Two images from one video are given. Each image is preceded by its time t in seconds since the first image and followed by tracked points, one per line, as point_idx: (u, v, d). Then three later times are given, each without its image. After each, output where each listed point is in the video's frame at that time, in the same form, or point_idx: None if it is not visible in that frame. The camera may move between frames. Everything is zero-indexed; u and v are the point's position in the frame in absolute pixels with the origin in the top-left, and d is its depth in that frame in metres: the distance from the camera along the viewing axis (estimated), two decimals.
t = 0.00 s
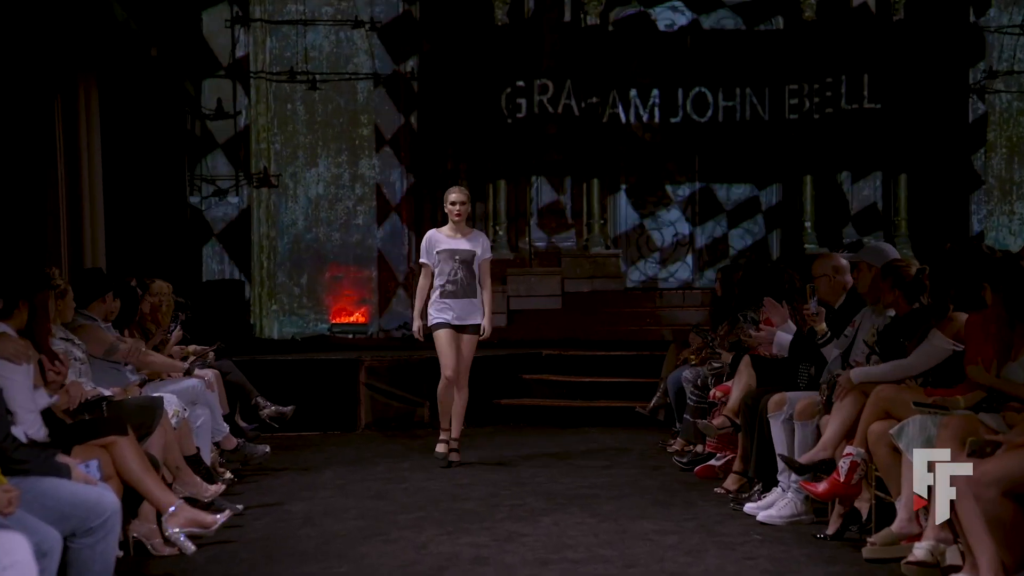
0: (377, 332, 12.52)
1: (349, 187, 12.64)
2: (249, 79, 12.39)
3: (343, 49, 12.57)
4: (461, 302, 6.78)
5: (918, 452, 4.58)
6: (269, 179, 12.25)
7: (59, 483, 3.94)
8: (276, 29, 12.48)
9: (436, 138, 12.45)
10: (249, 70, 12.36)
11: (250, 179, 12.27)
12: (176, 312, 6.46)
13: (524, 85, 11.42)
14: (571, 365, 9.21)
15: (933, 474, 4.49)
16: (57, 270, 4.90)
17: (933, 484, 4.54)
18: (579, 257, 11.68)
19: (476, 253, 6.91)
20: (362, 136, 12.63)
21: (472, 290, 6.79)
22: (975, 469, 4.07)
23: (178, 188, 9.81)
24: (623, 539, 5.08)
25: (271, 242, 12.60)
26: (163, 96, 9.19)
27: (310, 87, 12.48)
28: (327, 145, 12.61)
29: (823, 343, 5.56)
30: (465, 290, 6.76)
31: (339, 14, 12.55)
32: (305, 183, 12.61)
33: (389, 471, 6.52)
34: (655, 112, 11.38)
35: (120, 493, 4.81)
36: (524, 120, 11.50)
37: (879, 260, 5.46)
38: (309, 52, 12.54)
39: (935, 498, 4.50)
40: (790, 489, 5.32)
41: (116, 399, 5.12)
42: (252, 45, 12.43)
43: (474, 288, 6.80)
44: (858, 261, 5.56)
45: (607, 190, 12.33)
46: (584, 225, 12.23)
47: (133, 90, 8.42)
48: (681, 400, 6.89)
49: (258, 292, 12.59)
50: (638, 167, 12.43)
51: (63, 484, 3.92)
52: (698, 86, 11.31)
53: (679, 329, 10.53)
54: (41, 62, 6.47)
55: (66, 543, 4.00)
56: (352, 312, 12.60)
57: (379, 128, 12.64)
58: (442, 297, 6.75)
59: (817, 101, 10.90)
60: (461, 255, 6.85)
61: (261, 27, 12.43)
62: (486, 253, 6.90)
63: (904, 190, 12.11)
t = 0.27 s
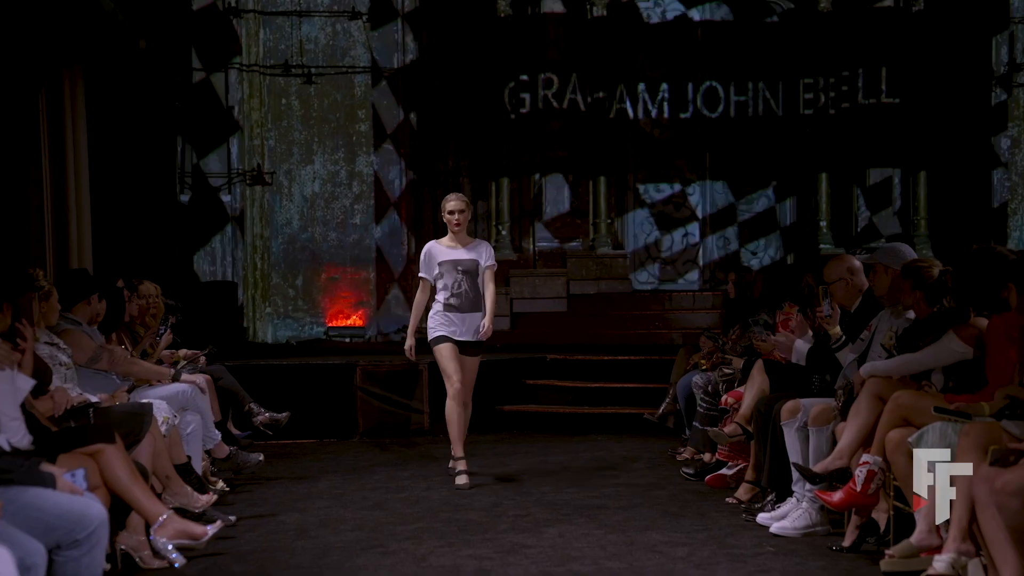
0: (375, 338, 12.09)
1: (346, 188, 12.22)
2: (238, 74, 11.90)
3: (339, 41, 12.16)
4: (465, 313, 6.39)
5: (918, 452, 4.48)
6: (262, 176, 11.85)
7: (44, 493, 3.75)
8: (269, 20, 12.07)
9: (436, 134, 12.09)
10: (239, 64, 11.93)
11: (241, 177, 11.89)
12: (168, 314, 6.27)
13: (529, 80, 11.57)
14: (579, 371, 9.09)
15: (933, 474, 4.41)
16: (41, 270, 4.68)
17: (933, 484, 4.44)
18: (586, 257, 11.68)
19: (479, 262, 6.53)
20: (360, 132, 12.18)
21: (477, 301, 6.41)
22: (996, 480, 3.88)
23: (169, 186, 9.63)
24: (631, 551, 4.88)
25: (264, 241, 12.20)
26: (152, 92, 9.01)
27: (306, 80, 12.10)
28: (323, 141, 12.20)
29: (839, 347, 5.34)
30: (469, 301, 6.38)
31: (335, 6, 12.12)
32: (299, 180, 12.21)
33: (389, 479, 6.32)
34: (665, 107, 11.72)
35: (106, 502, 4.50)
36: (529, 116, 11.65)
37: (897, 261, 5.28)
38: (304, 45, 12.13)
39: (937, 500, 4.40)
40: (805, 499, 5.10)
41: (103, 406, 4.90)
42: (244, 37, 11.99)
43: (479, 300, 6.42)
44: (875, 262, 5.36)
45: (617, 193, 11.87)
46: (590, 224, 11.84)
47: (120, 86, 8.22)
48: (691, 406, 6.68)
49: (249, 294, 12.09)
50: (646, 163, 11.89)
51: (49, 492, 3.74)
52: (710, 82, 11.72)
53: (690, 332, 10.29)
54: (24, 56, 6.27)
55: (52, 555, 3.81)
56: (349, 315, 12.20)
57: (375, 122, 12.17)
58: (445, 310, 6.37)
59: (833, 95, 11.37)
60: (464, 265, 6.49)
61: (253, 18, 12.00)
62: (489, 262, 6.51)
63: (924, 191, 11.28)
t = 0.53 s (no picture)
0: (373, 340, 11.94)
1: (342, 185, 12.11)
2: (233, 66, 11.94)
3: (336, 33, 12.10)
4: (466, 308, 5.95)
5: (918, 451, 4.38)
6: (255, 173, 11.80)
7: (27, 503, 3.54)
8: (263, 12, 12.08)
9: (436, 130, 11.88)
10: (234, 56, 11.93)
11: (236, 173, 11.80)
12: (158, 318, 6.10)
13: (532, 73, 11.30)
14: (584, 375, 8.89)
15: (934, 473, 4.30)
16: (24, 271, 4.47)
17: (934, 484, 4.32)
18: (591, 258, 11.30)
19: (482, 251, 6.05)
20: (357, 128, 12.07)
21: (478, 294, 5.95)
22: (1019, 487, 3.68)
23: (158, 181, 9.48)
24: (638, 562, 4.69)
25: (257, 241, 12.07)
26: (141, 84, 8.87)
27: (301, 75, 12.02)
28: (318, 138, 12.11)
29: (852, 351, 5.16)
30: (471, 294, 5.92)
31: None
32: (294, 177, 12.11)
33: (388, 488, 6.13)
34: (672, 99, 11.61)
35: (94, 514, 4.24)
36: (533, 109, 11.38)
37: (916, 262, 5.08)
38: (299, 37, 12.11)
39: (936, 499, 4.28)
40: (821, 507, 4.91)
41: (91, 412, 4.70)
42: (236, 28, 12.01)
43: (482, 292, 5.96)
44: (891, 262, 5.16)
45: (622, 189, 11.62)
46: (596, 223, 11.48)
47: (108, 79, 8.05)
48: (700, 411, 6.50)
49: (242, 295, 12.05)
50: (653, 159, 11.70)
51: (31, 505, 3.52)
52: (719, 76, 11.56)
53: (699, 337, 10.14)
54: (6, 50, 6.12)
55: (35, 567, 3.60)
56: (345, 318, 12.04)
57: (372, 118, 12.04)
58: (445, 304, 5.92)
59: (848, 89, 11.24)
60: (466, 254, 6.00)
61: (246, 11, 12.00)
62: (492, 251, 6.05)
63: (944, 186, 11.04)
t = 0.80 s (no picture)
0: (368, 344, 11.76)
1: (336, 183, 11.89)
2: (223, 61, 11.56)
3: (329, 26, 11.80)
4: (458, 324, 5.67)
5: (918, 452, 4.30)
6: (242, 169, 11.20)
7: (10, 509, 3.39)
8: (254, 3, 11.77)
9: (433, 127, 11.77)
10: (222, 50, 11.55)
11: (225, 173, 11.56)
12: (144, 320, 5.98)
13: (530, 68, 11.37)
14: (584, 379, 8.74)
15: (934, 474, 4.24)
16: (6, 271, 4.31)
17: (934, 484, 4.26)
18: (591, 258, 11.28)
19: (479, 263, 5.78)
20: (349, 124, 11.85)
21: (472, 307, 5.67)
22: None
23: (146, 178, 9.40)
24: (641, 570, 4.55)
25: (249, 241, 11.86)
26: (127, 79, 8.78)
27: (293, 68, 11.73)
28: (311, 135, 11.87)
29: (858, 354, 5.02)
30: (464, 309, 5.65)
31: None
32: (286, 175, 11.87)
33: (384, 494, 5.99)
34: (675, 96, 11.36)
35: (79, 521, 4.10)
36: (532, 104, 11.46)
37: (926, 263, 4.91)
38: (291, 30, 11.78)
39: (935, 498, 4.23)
40: (829, 514, 4.77)
41: (76, 417, 4.55)
42: (226, 22, 11.63)
43: (477, 306, 5.68)
44: (900, 262, 5.01)
45: (623, 187, 11.49)
46: (596, 222, 11.49)
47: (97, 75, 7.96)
48: (704, 415, 6.37)
49: (233, 297, 11.80)
50: (655, 154, 11.43)
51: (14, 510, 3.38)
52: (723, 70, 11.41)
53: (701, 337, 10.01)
54: None
55: None
56: (339, 319, 11.83)
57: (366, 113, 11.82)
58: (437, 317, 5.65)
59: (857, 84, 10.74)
60: (461, 265, 5.73)
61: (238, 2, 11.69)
62: (490, 264, 5.79)
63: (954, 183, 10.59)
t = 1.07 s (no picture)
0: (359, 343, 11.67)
1: (328, 181, 11.83)
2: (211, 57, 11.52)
3: (320, 22, 11.81)
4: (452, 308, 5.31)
5: (918, 451, 4.26)
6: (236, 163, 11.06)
7: None
8: None
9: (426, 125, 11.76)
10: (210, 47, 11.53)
11: (215, 169, 11.54)
12: (133, 318, 5.95)
13: (524, 64, 11.14)
14: (577, 377, 8.71)
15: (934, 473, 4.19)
16: None
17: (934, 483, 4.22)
18: (586, 256, 11.06)
19: (474, 244, 5.42)
20: (340, 121, 11.80)
21: (467, 292, 5.32)
22: None
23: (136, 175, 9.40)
24: (634, 570, 4.52)
25: (240, 239, 11.73)
26: (118, 75, 8.77)
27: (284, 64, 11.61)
28: (302, 132, 11.82)
29: (852, 354, 4.98)
30: (457, 293, 5.30)
31: None
32: (277, 173, 11.82)
33: (376, 494, 5.95)
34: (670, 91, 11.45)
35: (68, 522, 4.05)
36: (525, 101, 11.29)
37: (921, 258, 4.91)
38: (282, 26, 11.77)
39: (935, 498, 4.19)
40: (824, 513, 4.74)
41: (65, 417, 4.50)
42: (217, 18, 11.62)
43: (472, 290, 5.33)
44: (896, 260, 4.98)
45: (617, 183, 11.53)
46: (590, 218, 11.41)
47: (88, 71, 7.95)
48: (698, 414, 6.35)
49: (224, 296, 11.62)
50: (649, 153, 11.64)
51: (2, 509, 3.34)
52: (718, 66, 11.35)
53: (694, 336, 9.99)
54: None
55: None
56: (330, 318, 11.76)
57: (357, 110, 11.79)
58: (430, 302, 5.29)
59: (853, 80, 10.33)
60: (454, 247, 5.38)
61: None
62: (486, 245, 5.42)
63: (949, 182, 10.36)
